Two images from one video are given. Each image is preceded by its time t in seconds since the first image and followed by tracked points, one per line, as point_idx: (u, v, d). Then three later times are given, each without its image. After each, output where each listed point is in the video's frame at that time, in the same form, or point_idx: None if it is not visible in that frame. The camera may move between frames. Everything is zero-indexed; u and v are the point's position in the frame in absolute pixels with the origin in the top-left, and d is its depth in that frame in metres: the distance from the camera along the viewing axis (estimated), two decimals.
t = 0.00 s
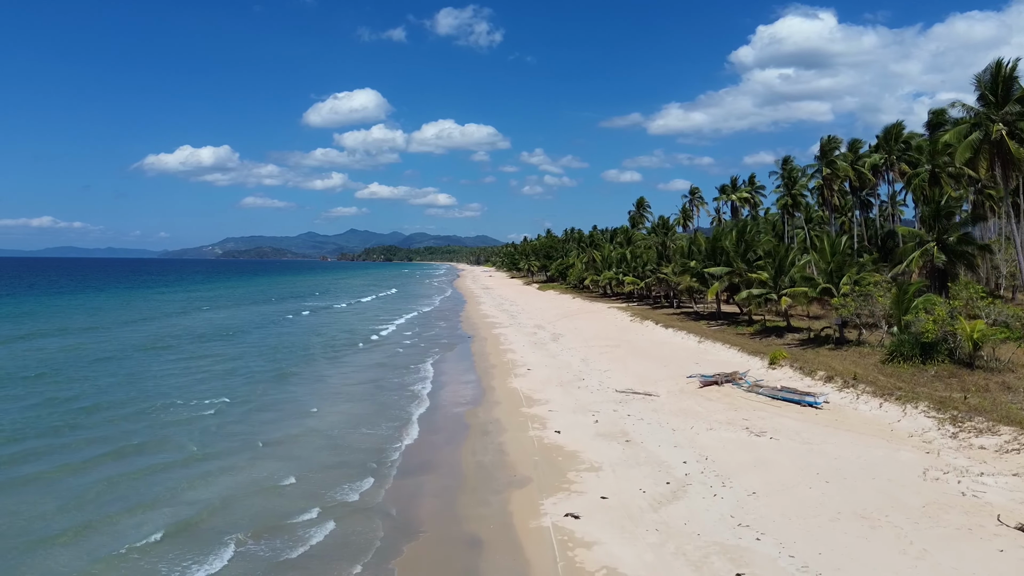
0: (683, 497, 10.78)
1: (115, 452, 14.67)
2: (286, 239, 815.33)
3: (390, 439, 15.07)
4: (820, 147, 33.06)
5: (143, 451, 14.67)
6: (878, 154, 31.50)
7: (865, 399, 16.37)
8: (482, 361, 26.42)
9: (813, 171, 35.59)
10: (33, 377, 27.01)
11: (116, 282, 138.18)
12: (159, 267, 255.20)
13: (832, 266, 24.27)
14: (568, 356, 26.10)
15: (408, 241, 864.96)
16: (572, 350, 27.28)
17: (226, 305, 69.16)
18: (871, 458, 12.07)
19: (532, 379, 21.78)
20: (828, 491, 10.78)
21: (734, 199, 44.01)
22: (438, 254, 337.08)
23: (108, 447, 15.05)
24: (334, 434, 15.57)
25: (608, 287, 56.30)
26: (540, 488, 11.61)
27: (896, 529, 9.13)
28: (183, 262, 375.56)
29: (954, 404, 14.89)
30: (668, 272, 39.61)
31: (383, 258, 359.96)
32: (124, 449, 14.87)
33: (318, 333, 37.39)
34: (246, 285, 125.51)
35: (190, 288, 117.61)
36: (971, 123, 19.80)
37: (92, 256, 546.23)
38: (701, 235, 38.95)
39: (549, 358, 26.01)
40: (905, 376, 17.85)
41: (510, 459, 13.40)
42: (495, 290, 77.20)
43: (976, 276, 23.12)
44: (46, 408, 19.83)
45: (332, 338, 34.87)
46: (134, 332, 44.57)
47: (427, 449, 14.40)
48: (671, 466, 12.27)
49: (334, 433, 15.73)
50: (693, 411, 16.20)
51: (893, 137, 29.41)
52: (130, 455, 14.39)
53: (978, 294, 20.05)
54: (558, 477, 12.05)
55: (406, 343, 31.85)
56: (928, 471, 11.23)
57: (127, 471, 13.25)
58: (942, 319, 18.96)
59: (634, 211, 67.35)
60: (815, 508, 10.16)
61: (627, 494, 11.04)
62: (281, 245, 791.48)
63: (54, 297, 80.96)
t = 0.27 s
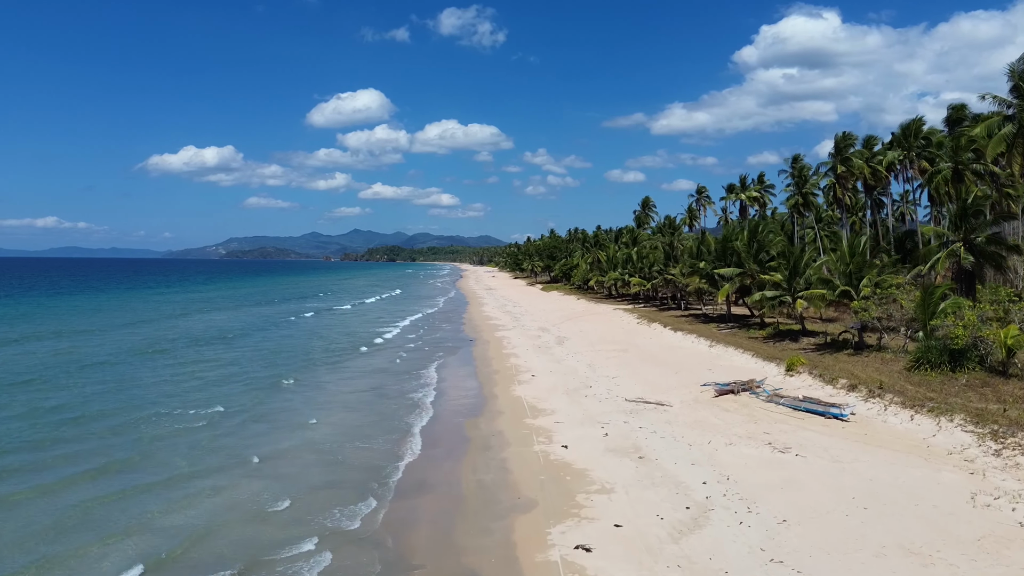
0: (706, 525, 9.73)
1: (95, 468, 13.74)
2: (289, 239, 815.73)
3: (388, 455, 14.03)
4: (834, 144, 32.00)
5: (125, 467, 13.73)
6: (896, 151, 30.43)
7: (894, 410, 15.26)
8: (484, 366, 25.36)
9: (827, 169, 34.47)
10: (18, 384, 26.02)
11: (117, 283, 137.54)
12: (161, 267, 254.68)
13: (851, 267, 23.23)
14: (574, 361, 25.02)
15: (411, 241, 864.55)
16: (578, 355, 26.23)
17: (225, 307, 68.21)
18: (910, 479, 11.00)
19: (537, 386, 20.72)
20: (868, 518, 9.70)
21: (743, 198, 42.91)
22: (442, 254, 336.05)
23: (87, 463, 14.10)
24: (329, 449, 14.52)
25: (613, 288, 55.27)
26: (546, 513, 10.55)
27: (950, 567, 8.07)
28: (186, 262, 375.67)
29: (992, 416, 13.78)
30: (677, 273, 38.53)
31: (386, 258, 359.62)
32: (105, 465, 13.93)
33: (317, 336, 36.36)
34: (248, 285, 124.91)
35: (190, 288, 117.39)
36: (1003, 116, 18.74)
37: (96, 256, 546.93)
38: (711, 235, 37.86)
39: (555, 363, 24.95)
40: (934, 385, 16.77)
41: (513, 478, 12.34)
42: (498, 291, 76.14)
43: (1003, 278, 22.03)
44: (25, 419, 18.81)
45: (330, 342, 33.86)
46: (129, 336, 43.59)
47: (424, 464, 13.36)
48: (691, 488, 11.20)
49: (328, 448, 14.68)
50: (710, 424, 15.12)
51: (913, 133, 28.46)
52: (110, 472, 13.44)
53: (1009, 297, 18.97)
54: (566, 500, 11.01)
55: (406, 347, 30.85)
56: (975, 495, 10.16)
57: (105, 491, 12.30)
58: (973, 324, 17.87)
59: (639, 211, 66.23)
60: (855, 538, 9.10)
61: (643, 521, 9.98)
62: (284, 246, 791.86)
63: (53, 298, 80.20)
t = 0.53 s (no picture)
0: (733, 560, 8.67)
1: (68, 484, 12.81)
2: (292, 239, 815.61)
3: (384, 472, 12.98)
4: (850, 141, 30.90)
5: (100, 484, 12.79)
6: (915, 148, 29.28)
7: (926, 423, 14.16)
8: (486, 371, 24.28)
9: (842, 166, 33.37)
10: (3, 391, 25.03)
11: (118, 283, 136.96)
12: (164, 267, 254.11)
13: (871, 268, 22.15)
14: (581, 366, 23.94)
15: (414, 241, 863.98)
16: (585, 360, 25.15)
17: (225, 308, 67.26)
18: (956, 505, 9.93)
19: (542, 394, 19.67)
20: (916, 552, 8.63)
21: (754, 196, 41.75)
22: (445, 254, 335.02)
23: (59, 479, 13.16)
24: (320, 466, 13.48)
25: (618, 289, 54.21)
26: (554, 543, 9.50)
27: None
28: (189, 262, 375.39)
29: None
30: (686, 274, 37.43)
31: (389, 258, 358.85)
32: (78, 482, 12.99)
33: (315, 340, 35.32)
34: (251, 285, 124.23)
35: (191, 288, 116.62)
36: None
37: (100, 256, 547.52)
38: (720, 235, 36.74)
39: (561, 368, 23.86)
40: (968, 394, 15.68)
41: (517, 500, 11.29)
42: (501, 292, 75.03)
43: None
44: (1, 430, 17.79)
45: (329, 346, 32.80)
46: (124, 339, 42.64)
47: (421, 484, 12.31)
48: (714, 514, 10.14)
49: (320, 463, 13.63)
50: (729, 438, 14.05)
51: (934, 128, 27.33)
52: (83, 488, 12.51)
53: None
54: (576, 528, 9.97)
55: (407, 351, 29.80)
56: None
57: (74, 511, 11.37)
58: (1007, 329, 16.76)
59: (645, 211, 65.12)
60: None
61: (663, 555, 8.92)
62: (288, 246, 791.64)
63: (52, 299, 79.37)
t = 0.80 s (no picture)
0: None
1: (37, 506, 11.79)
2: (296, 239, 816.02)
3: (380, 493, 11.95)
4: (868, 136, 29.78)
5: (69, 506, 11.79)
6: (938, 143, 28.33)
7: (965, 437, 13.09)
8: (489, 377, 23.19)
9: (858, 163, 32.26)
10: None
11: (120, 283, 136.13)
12: (167, 267, 253.77)
13: (895, 268, 21.03)
14: (587, 372, 22.86)
15: (418, 241, 864.01)
16: (592, 365, 24.10)
17: (225, 309, 66.28)
18: (1014, 536, 8.88)
19: (548, 402, 18.62)
20: None
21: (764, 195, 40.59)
22: (449, 254, 334.33)
23: (26, 499, 12.17)
24: (312, 484, 12.45)
25: (625, 290, 53.14)
26: None
27: None
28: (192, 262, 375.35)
29: None
30: (695, 275, 36.33)
31: (393, 258, 358.34)
32: (49, 503, 11.97)
33: (314, 343, 34.33)
34: (253, 285, 123.46)
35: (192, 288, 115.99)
36: None
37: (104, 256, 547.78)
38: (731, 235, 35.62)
39: (567, 374, 22.78)
40: (1006, 405, 14.60)
41: (524, 526, 10.26)
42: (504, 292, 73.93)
43: None
44: None
45: (327, 349, 31.78)
46: (119, 341, 41.66)
47: (419, 507, 11.28)
48: (744, 546, 9.09)
49: (311, 482, 12.61)
50: (752, 455, 12.95)
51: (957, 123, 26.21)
52: (52, 511, 11.48)
53: None
54: (589, 562, 8.93)
55: (408, 355, 28.77)
56: None
57: (32, 539, 10.29)
58: None
59: (651, 210, 64.02)
60: None
61: None
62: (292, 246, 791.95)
63: (52, 299, 78.67)
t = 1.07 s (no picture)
0: None
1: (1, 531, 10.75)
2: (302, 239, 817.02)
3: (375, 518, 10.88)
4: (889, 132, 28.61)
5: (36, 531, 10.75)
6: (964, 139, 27.25)
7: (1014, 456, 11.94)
8: (493, 383, 22.15)
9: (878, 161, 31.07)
10: None
11: (124, 284, 135.54)
12: (173, 268, 253.52)
13: (924, 271, 19.93)
14: (597, 379, 21.80)
15: (424, 241, 863.50)
16: (602, 371, 23.04)
17: (226, 309, 65.29)
18: None
19: (556, 412, 17.53)
20: None
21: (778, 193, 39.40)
22: (454, 254, 333.21)
23: None
24: (301, 507, 11.40)
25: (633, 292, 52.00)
26: None
27: None
28: (198, 262, 375.70)
29: None
30: (707, 276, 35.20)
31: (398, 258, 357.65)
32: (13, 527, 10.93)
33: (315, 346, 33.37)
34: (258, 286, 122.85)
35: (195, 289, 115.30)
36: None
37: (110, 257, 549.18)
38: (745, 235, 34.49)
39: (575, 381, 21.72)
40: None
41: (532, 560, 9.18)
42: (510, 293, 72.77)
43: None
44: None
45: (326, 354, 30.79)
46: (116, 343, 40.68)
47: (416, 535, 10.21)
48: None
49: (301, 504, 11.55)
50: (779, 475, 11.89)
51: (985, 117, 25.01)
52: (16, 538, 10.44)
53: None
54: None
55: (410, 359, 27.76)
56: None
57: None
58: None
59: (660, 209, 62.83)
60: None
61: None
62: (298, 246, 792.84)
63: (53, 301, 77.91)
